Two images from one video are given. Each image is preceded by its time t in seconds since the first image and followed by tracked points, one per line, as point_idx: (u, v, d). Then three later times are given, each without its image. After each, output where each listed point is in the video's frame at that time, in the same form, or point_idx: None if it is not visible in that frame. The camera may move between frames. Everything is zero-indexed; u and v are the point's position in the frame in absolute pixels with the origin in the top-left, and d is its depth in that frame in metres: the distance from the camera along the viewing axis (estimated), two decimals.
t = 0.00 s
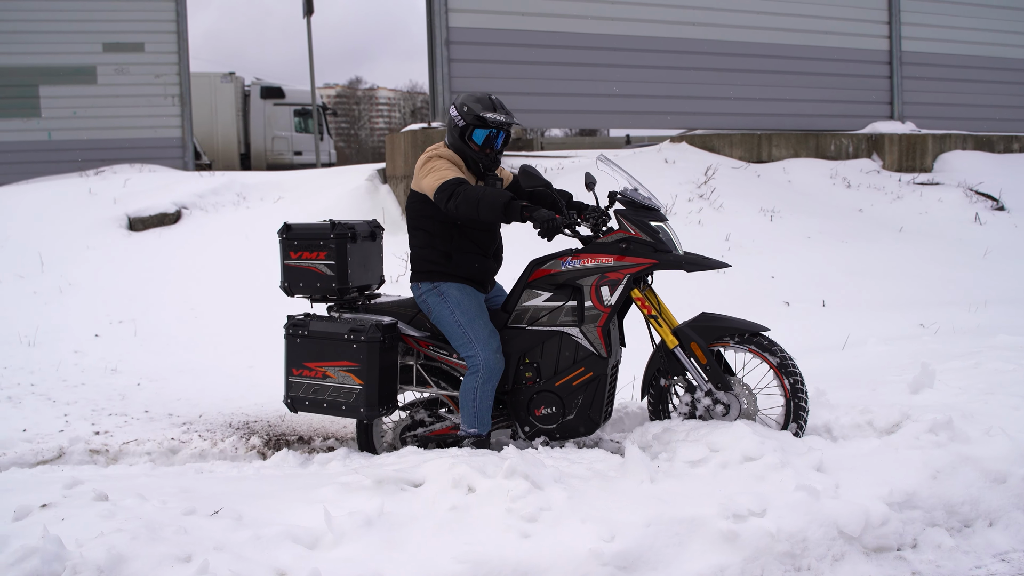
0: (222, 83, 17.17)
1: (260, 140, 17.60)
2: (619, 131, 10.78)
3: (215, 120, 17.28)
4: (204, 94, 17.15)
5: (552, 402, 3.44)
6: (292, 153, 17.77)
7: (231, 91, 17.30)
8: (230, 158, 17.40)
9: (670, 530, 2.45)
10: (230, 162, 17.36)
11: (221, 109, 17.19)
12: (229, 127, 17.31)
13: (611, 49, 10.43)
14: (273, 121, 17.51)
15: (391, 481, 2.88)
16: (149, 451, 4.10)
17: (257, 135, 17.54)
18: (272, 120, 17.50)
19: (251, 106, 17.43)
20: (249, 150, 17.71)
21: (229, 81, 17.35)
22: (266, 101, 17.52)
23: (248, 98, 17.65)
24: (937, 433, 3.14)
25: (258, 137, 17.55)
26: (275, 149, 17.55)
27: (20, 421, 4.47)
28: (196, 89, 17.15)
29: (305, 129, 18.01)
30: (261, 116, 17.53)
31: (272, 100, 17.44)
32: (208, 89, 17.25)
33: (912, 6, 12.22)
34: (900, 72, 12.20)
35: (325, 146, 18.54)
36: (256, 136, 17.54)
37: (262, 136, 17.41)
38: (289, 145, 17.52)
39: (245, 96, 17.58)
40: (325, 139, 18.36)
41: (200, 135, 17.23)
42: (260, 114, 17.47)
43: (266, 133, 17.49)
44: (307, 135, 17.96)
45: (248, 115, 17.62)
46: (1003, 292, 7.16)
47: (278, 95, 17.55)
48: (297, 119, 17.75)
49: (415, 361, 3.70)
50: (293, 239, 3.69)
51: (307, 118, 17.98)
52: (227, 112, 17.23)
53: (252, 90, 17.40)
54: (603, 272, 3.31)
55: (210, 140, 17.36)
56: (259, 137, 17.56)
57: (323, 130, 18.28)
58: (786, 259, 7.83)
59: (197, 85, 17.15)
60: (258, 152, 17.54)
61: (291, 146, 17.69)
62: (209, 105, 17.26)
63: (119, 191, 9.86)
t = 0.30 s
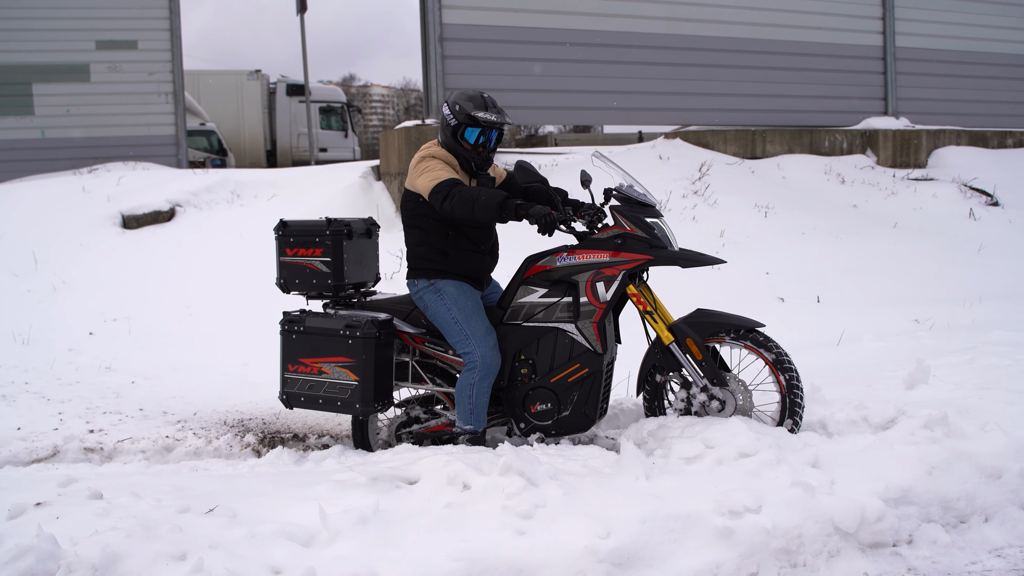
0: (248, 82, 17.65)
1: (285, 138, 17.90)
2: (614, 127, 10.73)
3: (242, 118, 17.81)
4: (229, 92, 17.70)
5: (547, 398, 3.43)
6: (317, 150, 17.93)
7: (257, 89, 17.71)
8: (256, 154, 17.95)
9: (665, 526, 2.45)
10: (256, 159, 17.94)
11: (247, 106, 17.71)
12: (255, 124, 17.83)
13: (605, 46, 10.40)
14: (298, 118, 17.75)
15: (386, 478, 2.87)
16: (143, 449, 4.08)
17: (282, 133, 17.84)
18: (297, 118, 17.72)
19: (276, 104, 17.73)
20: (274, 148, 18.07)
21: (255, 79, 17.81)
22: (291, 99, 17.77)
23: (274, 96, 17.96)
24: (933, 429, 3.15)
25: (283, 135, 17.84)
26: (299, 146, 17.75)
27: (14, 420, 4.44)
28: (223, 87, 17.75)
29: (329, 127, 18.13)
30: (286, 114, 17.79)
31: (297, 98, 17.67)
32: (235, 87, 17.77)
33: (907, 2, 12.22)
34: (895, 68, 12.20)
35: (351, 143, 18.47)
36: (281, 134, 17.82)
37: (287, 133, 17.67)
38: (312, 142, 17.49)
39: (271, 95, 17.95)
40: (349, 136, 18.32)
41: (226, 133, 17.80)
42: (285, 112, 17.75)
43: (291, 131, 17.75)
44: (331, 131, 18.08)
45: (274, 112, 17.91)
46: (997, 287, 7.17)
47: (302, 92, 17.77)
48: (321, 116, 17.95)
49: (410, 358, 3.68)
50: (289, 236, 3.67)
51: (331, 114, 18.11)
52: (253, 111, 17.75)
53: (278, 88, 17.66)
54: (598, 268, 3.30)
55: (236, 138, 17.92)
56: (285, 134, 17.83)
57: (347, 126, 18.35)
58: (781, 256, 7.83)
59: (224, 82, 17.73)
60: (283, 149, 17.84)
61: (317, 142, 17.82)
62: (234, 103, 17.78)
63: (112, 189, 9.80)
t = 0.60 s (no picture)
0: (273, 79, 17.90)
1: (310, 135, 17.77)
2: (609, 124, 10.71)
3: (267, 114, 18.10)
4: (254, 89, 17.98)
5: (543, 396, 3.42)
6: (340, 148, 17.89)
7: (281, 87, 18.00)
8: (281, 151, 18.18)
9: (661, 524, 2.45)
10: (281, 156, 18.11)
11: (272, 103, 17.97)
12: (279, 121, 18.09)
13: (601, 43, 10.38)
14: (321, 116, 17.72)
15: (381, 476, 2.86)
16: (138, 447, 4.06)
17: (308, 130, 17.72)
18: (322, 115, 17.70)
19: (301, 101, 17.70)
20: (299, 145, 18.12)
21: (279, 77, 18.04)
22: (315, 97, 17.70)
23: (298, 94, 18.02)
24: (928, 426, 3.16)
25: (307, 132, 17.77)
26: (323, 143, 17.67)
27: (8, 419, 4.41)
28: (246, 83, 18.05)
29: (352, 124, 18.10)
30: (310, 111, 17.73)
31: (321, 95, 17.61)
32: (259, 84, 18.02)
33: None
34: (889, 65, 12.23)
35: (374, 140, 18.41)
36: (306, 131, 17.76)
37: (312, 130, 17.61)
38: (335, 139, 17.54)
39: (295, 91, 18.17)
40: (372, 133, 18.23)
41: (252, 129, 18.06)
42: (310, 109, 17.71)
43: (316, 127, 17.66)
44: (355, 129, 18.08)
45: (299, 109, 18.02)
46: (991, 284, 7.19)
47: (327, 89, 17.74)
48: (345, 114, 17.93)
49: (405, 356, 3.68)
50: (284, 234, 3.66)
51: (354, 112, 18.09)
52: (277, 108, 18.01)
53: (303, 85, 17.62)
54: (594, 266, 3.29)
55: (261, 134, 18.21)
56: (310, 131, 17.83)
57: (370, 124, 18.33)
58: (776, 253, 7.84)
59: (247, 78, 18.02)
60: (308, 146, 17.75)
61: (340, 140, 17.82)
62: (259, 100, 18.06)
63: (106, 187, 9.75)
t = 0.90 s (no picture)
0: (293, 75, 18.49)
1: (330, 131, 18.24)
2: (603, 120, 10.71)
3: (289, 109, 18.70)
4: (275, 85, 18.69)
5: (538, 393, 3.42)
6: (360, 144, 18.22)
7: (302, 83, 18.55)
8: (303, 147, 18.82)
9: (658, 519, 2.45)
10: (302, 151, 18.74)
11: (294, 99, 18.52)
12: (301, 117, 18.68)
13: (596, 39, 10.36)
14: (341, 112, 18.07)
15: (377, 473, 2.85)
16: (132, 444, 4.04)
17: (328, 126, 18.21)
18: (341, 112, 18.06)
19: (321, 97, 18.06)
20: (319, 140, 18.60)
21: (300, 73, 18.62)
22: (335, 93, 18.04)
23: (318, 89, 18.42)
24: (924, 421, 3.16)
25: (328, 128, 18.22)
26: (343, 139, 18.08)
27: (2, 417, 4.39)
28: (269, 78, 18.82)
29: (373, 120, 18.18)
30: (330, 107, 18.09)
31: (341, 92, 17.95)
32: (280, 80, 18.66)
33: None
34: (884, 61, 12.23)
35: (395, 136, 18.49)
36: (326, 127, 18.20)
37: (331, 126, 18.06)
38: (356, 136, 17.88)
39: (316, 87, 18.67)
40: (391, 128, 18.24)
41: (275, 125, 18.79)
42: (330, 105, 18.09)
43: (336, 124, 18.08)
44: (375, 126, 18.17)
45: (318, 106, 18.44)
46: (986, 279, 7.20)
47: (347, 86, 18.04)
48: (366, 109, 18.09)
49: (400, 352, 3.68)
50: (278, 230, 3.64)
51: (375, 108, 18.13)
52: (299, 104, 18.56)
53: (323, 82, 17.94)
54: (589, 262, 3.29)
55: (283, 129, 18.89)
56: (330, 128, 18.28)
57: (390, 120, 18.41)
58: (771, 249, 7.84)
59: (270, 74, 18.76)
60: (328, 142, 18.25)
61: (360, 136, 18.14)
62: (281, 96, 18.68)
63: (100, 184, 9.70)
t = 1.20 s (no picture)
0: (314, 72, 19.10)
1: (348, 126, 18.95)
2: (597, 116, 10.70)
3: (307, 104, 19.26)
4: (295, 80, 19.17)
5: (532, 389, 3.41)
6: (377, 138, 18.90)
7: (321, 78, 19.21)
8: (322, 142, 19.59)
9: (652, 515, 2.45)
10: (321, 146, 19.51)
11: (314, 95, 19.20)
12: (319, 113, 19.42)
13: (590, 35, 10.34)
14: (359, 108, 18.75)
15: (370, 469, 2.84)
16: (125, 441, 4.02)
17: (345, 121, 18.91)
18: (359, 108, 18.71)
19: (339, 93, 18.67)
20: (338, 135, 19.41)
21: (318, 69, 19.29)
22: (353, 89, 18.67)
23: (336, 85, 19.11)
24: (916, 417, 3.17)
25: (346, 123, 18.88)
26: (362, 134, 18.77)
27: None
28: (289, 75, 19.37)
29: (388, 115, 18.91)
30: (348, 102, 18.73)
31: (359, 88, 18.58)
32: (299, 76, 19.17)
33: None
34: (877, 57, 12.26)
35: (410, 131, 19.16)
36: (343, 122, 18.91)
37: (351, 124, 18.75)
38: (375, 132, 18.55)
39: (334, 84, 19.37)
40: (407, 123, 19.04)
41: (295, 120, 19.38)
42: (348, 101, 18.72)
43: (354, 120, 18.77)
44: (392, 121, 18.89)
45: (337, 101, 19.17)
46: (980, 275, 7.22)
47: (364, 82, 18.66)
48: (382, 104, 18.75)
49: (393, 350, 3.65)
50: (270, 227, 3.62)
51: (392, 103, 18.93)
52: (319, 99, 19.23)
53: (341, 78, 18.57)
54: (582, 258, 3.28)
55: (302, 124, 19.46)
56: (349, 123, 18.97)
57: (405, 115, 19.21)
58: (764, 245, 7.85)
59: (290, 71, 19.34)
60: (346, 137, 18.94)
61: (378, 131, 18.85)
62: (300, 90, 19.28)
63: (92, 180, 9.63)
